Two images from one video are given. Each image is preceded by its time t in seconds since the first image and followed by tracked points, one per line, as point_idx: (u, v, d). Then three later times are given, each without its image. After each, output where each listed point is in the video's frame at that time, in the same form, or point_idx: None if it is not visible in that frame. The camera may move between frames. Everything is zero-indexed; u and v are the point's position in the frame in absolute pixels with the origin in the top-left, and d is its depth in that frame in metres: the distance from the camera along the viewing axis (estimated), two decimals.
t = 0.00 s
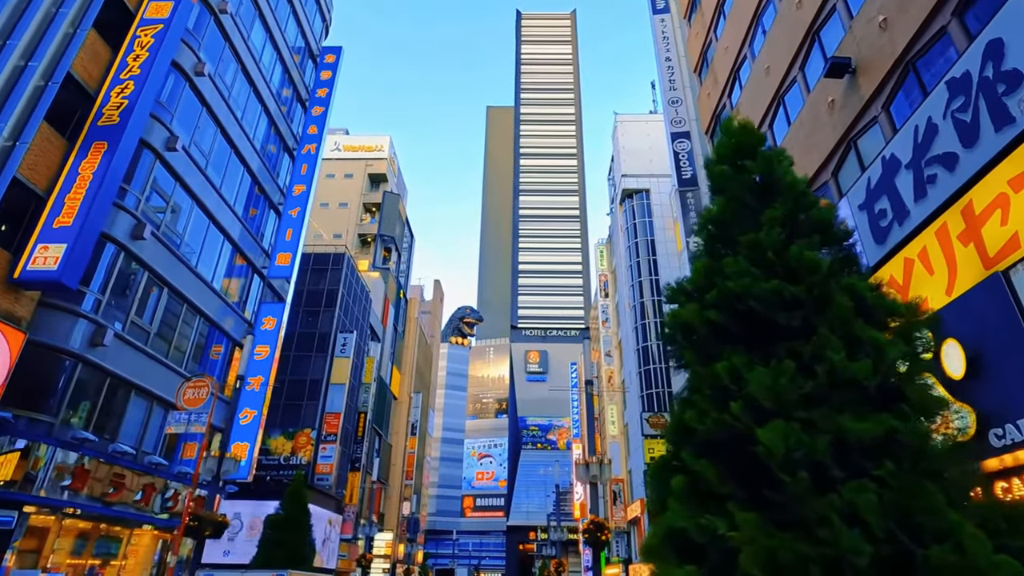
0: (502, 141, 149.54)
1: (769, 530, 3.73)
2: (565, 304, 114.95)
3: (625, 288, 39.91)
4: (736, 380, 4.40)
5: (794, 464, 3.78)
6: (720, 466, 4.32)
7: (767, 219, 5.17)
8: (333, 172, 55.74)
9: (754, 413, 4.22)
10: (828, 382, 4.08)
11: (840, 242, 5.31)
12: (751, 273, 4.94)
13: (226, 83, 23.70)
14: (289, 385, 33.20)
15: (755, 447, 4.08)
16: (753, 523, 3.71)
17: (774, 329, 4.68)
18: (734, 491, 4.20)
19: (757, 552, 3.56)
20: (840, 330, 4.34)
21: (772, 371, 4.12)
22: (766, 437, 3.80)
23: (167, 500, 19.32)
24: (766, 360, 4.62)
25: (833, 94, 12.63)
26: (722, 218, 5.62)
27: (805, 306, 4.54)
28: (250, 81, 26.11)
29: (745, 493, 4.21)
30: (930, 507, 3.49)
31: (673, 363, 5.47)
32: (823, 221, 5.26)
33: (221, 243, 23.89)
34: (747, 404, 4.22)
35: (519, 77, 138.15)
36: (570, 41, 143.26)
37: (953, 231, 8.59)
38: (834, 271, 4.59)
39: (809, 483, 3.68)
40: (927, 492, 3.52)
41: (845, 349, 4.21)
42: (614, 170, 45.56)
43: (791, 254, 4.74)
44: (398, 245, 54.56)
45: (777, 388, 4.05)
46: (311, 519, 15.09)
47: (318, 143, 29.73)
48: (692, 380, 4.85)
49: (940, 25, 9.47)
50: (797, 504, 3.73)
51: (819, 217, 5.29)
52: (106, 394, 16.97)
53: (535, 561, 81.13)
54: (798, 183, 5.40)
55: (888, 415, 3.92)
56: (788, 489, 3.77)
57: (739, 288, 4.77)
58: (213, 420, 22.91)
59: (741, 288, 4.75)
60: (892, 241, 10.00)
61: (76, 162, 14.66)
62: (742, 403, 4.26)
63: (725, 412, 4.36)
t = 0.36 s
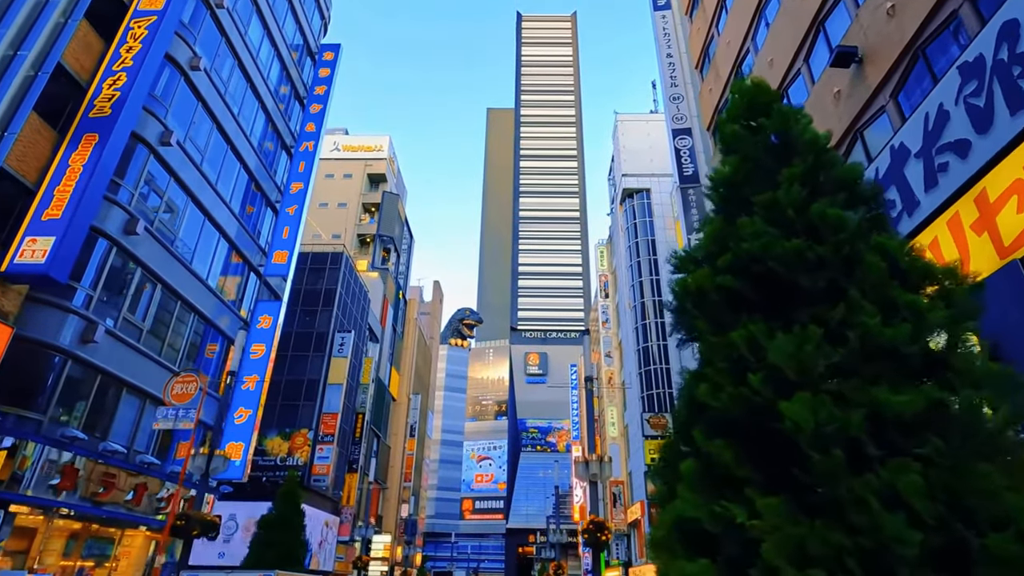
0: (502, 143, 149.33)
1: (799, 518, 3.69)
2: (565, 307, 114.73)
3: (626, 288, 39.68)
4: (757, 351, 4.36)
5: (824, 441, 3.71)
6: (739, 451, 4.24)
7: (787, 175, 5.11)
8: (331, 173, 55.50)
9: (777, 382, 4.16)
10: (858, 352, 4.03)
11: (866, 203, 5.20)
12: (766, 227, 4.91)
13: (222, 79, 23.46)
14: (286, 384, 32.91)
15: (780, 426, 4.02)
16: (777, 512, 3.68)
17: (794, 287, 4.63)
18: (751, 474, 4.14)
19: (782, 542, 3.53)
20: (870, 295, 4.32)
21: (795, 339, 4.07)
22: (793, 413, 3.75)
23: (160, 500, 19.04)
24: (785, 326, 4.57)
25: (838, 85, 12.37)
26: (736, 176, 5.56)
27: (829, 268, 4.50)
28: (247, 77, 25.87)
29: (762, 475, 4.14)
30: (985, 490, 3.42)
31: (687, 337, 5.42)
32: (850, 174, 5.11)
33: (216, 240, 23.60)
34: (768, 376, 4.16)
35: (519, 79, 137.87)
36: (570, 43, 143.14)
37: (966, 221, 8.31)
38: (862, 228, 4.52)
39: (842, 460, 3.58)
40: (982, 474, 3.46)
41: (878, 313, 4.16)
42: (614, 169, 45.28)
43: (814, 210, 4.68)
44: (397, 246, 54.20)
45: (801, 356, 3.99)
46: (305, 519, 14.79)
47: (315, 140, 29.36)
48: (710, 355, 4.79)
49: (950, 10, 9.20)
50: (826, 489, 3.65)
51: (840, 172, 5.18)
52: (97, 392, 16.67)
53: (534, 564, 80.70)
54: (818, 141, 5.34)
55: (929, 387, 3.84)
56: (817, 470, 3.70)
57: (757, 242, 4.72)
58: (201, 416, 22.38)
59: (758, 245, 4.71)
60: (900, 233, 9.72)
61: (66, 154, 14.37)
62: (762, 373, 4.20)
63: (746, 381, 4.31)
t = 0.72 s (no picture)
0: (502, 143, 149.12)
1: (846, 509, 3.29)
2: (566, 307, 114.52)
3: (627, 288, 39.44)
4: (787, 320, 4.00)
5: (875, 418, 3.35)
6: (767, 436, 3.89)
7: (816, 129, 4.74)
8: (331, 172, 55.20)
9: (812, 353, 3.81)
10: (911, 319, 3.74)
11: (903, 155, 4.93)
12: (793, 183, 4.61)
13: (219, 74, 23.19)
14: (284, 384, 32.59)
15: (822, 404, 3.65)
16: (818, 502, 3.27)
17: (831, 250, 4.34)
18: (783, 460, 3.78)
19: (825, 537, 3.14)
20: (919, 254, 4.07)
21: (834, 305, 3.69)
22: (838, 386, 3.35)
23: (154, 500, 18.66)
24: (823, 297, 4.26)
25: (847, 74, 12.10)
26: (758, 132, 5.22)
27: (872, 222, 4.21)
28: (245, 73, 25.58)
29: (796, 464, 3.77)
30: None
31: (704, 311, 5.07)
32: (884, 128, 4.80)
33: (213, 237, 23.31)
34: (804, 343, 3.83)
35: (519, 79, 137.69)
36: (571, 44, 143.14)
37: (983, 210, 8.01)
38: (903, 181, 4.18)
39: (900, 440, 3.24)
40: None
41: (927, 274, 3.89)
42: (615, 168, 45.05)
43: (848, 163, 4.32)
44: (397, 246, 53.89)
45: (843, 321, 3.62)
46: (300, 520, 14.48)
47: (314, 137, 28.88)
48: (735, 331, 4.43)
49: None
50: (881, 477, 3.31)
51: (872, 128, 4.86)
52: (88, 391, 16.33)
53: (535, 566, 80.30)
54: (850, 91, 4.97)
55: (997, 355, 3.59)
56: (867, 453, 3.35)
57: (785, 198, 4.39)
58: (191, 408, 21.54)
59: (787, 203, 4.37)
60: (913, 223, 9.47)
61: (57, 147, 14.09)
62: (797, 342, 3.85)
63: (777, 351, 3.95)
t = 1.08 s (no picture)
0: (500, 144, 148.79)
1: (921, 490, 3.19)
2: (563, 308, 114.29)
3: (625, 287, 39.23)
4: (838, 276, 4.05)
5: (960, 377, 3.28)
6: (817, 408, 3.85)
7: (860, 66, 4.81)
8: (328, 170, 54.80)
9: (871, 308, 3.80)
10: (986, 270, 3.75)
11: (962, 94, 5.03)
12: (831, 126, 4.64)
13: (213, 68, 22.86)
14: (279, 383, 32.21)
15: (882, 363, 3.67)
16: (889, 483, 3.17)
17: (881, 198, 4.44)
18: (835, 434, 3.75)
19: (896, 522, 3.02)
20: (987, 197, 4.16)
21: (900, 246, 3.67)
22: (912, 343, 3.29)
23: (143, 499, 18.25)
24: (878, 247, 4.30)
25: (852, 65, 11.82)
26: (796, 73, 5.26)
27: (933, 161, 4.28)
28: (240, 68, 25.31)
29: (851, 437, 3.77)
30: None
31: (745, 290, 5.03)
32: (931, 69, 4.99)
33: (206, 232, 22.96)
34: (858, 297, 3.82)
35: (517, 79, 137.41)
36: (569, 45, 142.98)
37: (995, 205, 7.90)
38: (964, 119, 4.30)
39: (992, 402, 3.18)
40: None
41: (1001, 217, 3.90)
42: (614, 167, 44.81)
43: (901, 100, 4.36)
44: (394, 244, 53.59)
45: (907, 264, 3.59)
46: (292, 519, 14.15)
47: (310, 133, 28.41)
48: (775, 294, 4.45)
49: None
50: (970, 451, 3.19)
51: (916, 72, 5.00)
52: (76, 386, 16.01)
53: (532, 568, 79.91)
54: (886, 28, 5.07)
55: None
56: (950, 421, 3.27)
57: (831, 140, 4.44)
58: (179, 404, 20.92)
59: (832, 144, 4.42)
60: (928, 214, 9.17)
61: (44, 136, 13.75)
62: (852, 297, 3.84)
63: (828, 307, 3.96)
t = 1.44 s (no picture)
0: (498, 139, 148.24)
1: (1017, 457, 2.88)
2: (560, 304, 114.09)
3: (623, 282, 38.91)
4: (895, 211, 3.77)
5: None
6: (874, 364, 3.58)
7: None
8: (324, 164, 54.41)
9: (941, 239, 3.52)
10: None
11: None
12: (878, 47, 4.22)
13: (206, 56, 22.49)
14: (273, 377, 31.87)
15: (963, 304, 3.44)
16: (975, 448, 2.85)
17: (941, 119, 4.11)
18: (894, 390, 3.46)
19: (996, 492, 2.69)
20: None
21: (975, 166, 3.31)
22: (1003, 273, 2.96)
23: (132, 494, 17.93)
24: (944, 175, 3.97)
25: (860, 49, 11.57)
26: None
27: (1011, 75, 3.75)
28: (234, 56, 24.91)
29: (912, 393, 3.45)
30: None
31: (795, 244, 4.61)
32: None
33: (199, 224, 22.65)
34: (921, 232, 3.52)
35: (516, 74, 136.73)
36: (567, 41, 142.38)
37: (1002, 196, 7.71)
38: None
39: None
40: None
41: None
42: (613, 161, 44.42)
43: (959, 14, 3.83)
44: (390, 239, 53.19)
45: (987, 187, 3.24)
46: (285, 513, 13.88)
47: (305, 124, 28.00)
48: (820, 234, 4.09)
49: None
50: None
51: None
52: (64, 378, 15.71)
53: (528, 563, 79.84)
54: None
55: None
56: None
57: (882, 59, 4.06)
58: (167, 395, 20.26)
59: (882, 65, 4.05)
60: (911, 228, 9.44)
61: (30, 120, 13.40)
62: (921, 231, 3.57)
63: (888, 243, 3.65)
